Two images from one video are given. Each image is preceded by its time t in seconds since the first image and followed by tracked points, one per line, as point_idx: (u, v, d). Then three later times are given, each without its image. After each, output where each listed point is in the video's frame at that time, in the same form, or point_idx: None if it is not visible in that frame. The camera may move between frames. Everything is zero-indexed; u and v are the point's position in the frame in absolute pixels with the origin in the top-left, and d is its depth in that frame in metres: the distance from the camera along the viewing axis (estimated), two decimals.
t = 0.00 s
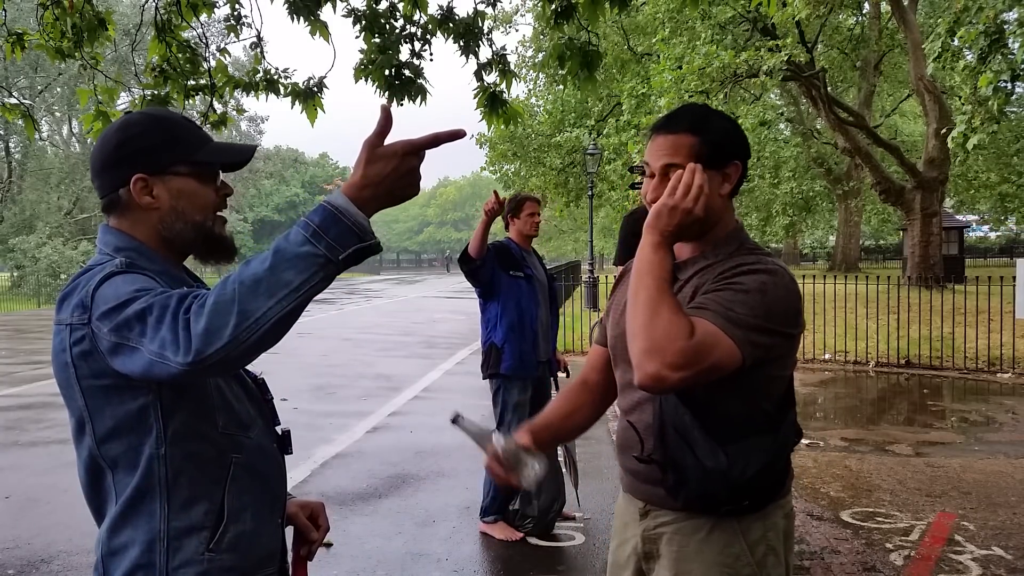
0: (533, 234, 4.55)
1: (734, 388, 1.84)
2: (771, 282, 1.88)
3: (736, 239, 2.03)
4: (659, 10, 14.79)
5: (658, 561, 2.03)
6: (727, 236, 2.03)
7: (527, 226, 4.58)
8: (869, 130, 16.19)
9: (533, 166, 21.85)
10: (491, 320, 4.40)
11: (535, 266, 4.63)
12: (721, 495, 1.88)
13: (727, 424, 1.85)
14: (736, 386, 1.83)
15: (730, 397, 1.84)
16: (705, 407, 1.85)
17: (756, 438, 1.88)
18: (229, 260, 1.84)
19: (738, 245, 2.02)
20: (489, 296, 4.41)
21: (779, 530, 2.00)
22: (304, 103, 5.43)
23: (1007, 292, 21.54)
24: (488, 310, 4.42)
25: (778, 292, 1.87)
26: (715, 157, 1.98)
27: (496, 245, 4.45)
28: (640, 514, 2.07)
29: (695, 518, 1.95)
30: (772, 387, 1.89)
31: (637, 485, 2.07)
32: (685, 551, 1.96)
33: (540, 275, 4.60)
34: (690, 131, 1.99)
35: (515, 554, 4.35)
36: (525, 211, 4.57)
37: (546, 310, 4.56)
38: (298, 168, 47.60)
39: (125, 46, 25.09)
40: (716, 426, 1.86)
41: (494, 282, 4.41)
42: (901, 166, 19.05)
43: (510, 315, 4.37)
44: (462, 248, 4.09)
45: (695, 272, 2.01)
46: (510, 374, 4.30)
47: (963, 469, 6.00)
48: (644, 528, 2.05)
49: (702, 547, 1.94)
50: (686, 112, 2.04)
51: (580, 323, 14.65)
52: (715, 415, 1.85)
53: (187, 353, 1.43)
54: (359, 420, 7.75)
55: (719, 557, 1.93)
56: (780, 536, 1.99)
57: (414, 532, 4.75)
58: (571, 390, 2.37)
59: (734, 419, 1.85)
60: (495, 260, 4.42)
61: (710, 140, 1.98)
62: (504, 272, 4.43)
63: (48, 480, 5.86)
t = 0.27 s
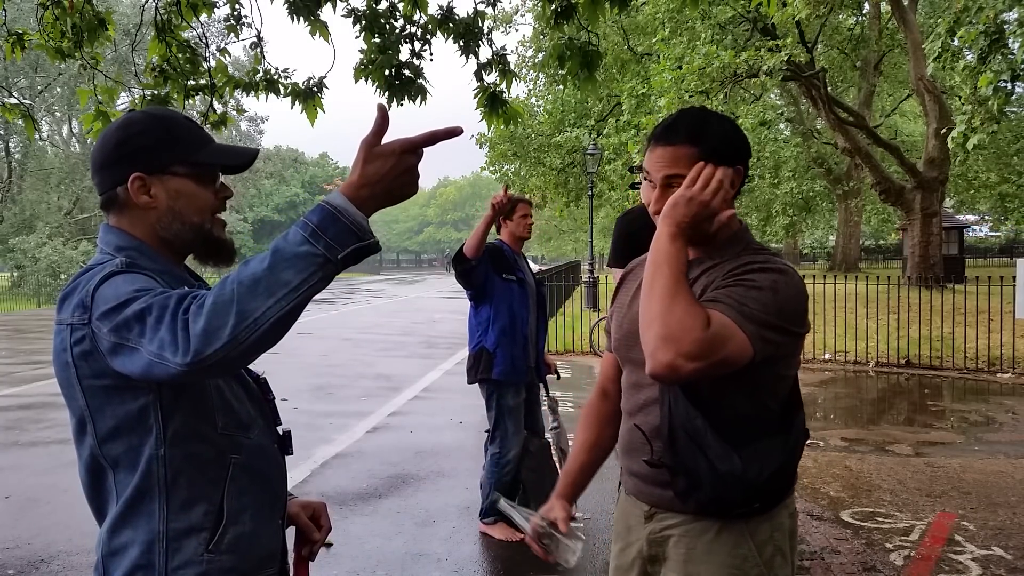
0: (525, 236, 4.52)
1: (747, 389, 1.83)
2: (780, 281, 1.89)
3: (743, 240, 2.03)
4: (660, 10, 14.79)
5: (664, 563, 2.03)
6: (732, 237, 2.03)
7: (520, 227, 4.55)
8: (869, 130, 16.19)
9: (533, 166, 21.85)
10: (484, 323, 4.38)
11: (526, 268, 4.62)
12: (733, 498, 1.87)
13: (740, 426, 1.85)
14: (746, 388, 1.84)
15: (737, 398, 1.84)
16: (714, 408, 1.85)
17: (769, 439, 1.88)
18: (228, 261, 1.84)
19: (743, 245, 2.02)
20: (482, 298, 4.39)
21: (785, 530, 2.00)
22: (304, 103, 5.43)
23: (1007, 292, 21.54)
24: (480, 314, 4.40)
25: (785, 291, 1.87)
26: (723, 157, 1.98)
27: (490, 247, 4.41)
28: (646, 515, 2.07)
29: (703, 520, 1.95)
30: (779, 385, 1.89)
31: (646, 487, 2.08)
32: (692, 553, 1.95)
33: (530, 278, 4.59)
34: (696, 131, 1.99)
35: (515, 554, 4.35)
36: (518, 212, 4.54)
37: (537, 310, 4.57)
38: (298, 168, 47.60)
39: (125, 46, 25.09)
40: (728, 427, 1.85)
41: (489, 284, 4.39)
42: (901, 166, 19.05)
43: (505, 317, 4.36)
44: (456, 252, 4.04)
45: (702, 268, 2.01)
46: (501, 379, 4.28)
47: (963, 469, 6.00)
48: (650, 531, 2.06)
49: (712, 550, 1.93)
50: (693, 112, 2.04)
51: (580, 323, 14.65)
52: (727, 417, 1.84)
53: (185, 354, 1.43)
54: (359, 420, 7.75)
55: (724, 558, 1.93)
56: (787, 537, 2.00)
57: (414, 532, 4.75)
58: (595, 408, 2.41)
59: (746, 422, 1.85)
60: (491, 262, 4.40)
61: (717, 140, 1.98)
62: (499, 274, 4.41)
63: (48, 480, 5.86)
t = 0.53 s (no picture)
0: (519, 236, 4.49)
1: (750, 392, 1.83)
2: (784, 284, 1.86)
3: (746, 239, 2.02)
4: (659, 10, 14.80)
5: (665, 563, 2.04)
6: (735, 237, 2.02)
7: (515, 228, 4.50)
8: (869, 130, 16.19)
9: (533, 166, 21.84)
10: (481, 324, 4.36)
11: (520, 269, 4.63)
12: (733, 503, 1.87)
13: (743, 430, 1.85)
14: (750, 390, 1.84)
15: (741, 402, 1.84)
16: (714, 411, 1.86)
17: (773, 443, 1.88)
18: (232, 259, 1.85)
19: (750, 246, 2.00)
20: (480, 299, 4.37)
21: (790, 535, 2.01)
22: (304, 103, 5.43)
23: (1007, 292, 21.55)
24: (476, 314, 4.38)
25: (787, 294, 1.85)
26: (722, 157, 1.97)
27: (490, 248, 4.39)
28: (647, 516, 2.08)
29: (705, 523, 1.95)
30: (785, 389, 1.88)
31: (646, 488, 2.08)
32: (693, 556, 1.96)
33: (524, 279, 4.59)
34: (699, 127, 1.98)
35: (514, 554, 4.35)
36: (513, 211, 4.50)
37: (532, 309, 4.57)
38: (298, 168, 47.63)
39: (124, 46, 25.09)
40: (728, 431, 1.85)
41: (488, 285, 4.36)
42: (901, 166, 19.06)
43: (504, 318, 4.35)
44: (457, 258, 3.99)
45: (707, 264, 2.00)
46: (494, 380, 4.26)
47: (963, 469, 6.00)
48: (652, 531, 2.06)
49: (712, 553, 1.94)
50: (695, 110, 2.04)
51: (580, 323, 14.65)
52: (727, 420, 1.85)
53: (173, 385, 1.42)
54: (359, 420, 7.75)
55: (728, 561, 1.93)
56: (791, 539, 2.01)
57: (414, 532, 4.75)
58: (608, 411, 2.43)
59: (751, 425, 1.85)
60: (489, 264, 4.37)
61: (718, 139, 1.97)
62: (497, 275, 4.40)
63: (48, 480, 5.86)
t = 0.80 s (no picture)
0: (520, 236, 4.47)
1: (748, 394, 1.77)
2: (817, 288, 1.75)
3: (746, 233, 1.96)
4: (660, 10, 14.79)
5: (670, 564, 2.03)
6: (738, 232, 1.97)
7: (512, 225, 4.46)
8: (869, 130, 16.19)
9: (533, 166, 21.85)
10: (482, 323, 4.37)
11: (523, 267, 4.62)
12: (732, 506, 1.83)
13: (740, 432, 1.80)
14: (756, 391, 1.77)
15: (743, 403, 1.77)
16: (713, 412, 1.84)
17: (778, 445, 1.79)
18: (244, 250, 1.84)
19: (755, 246, 1.91)
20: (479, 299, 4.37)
21: (796, 540, 1.94)
22: (304, 103, 5.44)
23: (1007, 292, 21.55)
24: (480, 317, 4.39)
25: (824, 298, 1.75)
26: (723, 147, 1.91)
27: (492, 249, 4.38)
28: (653, 516, 2.08)
29: (707, 525, 1.93)
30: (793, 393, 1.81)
31: (653, 489, 2.08)
32: (695, 557, 1.95)
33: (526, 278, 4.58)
34: (703, 119, 1.96)
35: (515, 554, 4.35)
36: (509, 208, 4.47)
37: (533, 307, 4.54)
38: (298, 168, 47.62)
39: (125, 46, 25.08)
40: (729, 432, 1.81)
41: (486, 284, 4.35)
42: (901, 166, 19.06)
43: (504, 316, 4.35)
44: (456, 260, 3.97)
45: (727, 282, 1.84)
46: (502, 382, 4.26)
47: (963, 469, 6.00)
48: (657, 531, 2.05)
49: (712, 556, 1.91)
50: (700, 103, 2.01)
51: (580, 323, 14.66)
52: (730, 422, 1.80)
53: (242, 430, 1.42)
54: (359, 420, 7.75)
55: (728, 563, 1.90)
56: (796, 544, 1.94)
57: (414, 532, 4.75)
58: (619, 417, 2.38)
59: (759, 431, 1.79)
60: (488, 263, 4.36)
61: (719, 130, 1.93)
62: (499, 276, 4.39)
63: (49, 480, 5.86)
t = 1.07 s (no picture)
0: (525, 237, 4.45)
1: (762, 396, 1.76)
2: (822, 286, 1.67)
3: (745, 228, 1.93)
4: (659, 10, 14.80)
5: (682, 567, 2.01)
6: (738, 227, 1.94)
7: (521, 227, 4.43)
8: (869, 130, 16.20)
9: (533, 166, 21.86)
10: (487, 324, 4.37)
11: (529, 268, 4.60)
12: (752, 513, 1.78)
13: (757, 434, 1.78)
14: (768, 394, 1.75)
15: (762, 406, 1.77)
16: (725, 418, 1.82)
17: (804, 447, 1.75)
18: (253, 267, 1.82)
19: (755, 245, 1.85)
20: (484, 300, 4.36)
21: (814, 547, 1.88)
22: (304, 103, 5.44)
23: (1007, 292, 21.55)
24: (484, 317, 4.38)
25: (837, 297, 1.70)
26: (724, 143, 1.92)
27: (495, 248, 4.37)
28: (668, 520, 2.05)
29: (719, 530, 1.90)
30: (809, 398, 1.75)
31: (667, 492, 2.07)
32: (710, 561, 1.92)
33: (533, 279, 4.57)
34: (701, 115, 1.97)
35: (515, 554, 4.35)
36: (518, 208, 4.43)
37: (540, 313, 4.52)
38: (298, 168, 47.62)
39: (125, 46, 25.08)
40: (741, 437, 1.79)
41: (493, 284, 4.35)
42: (901, 166, 19.07)
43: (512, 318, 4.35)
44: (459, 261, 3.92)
45: (731, 293, 1.77)
46: (505, 382, 4.29)
47: (963, 469, 6.00)
48: (673, 534, 2.03)
49: (727, 560, 1.89)
50: (699, 104, 2.03)
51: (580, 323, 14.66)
52: (742, 426, 1.79)
53: (290, 404, 1.44)
54: (359, 420, 7.75)
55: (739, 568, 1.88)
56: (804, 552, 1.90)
57: (413, 532, 4.75)
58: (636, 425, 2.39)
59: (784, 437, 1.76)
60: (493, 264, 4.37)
61: (718, 126, 1.93)
62: (503, 278, 4.39)
63: (49, 480, 5.86)
